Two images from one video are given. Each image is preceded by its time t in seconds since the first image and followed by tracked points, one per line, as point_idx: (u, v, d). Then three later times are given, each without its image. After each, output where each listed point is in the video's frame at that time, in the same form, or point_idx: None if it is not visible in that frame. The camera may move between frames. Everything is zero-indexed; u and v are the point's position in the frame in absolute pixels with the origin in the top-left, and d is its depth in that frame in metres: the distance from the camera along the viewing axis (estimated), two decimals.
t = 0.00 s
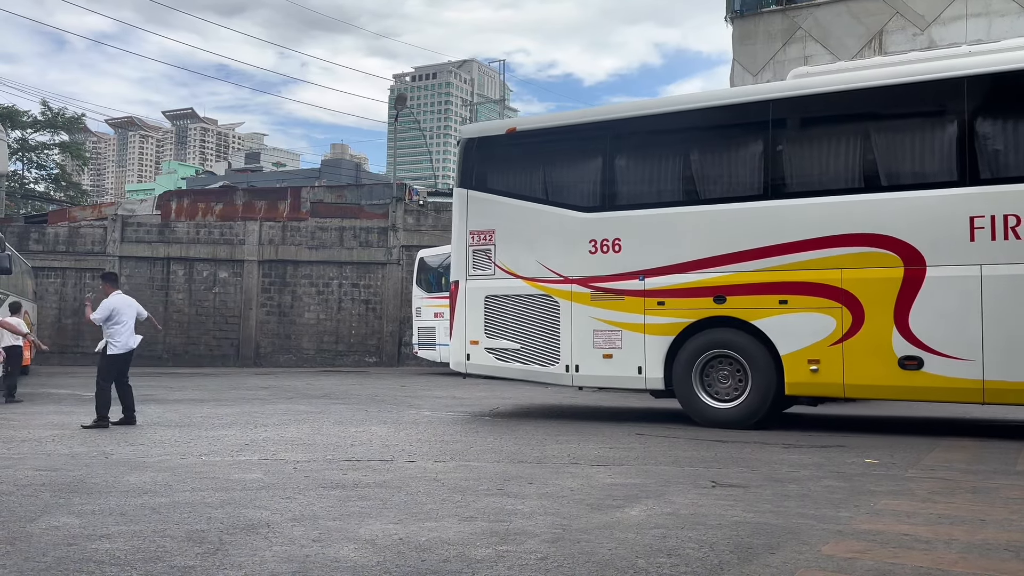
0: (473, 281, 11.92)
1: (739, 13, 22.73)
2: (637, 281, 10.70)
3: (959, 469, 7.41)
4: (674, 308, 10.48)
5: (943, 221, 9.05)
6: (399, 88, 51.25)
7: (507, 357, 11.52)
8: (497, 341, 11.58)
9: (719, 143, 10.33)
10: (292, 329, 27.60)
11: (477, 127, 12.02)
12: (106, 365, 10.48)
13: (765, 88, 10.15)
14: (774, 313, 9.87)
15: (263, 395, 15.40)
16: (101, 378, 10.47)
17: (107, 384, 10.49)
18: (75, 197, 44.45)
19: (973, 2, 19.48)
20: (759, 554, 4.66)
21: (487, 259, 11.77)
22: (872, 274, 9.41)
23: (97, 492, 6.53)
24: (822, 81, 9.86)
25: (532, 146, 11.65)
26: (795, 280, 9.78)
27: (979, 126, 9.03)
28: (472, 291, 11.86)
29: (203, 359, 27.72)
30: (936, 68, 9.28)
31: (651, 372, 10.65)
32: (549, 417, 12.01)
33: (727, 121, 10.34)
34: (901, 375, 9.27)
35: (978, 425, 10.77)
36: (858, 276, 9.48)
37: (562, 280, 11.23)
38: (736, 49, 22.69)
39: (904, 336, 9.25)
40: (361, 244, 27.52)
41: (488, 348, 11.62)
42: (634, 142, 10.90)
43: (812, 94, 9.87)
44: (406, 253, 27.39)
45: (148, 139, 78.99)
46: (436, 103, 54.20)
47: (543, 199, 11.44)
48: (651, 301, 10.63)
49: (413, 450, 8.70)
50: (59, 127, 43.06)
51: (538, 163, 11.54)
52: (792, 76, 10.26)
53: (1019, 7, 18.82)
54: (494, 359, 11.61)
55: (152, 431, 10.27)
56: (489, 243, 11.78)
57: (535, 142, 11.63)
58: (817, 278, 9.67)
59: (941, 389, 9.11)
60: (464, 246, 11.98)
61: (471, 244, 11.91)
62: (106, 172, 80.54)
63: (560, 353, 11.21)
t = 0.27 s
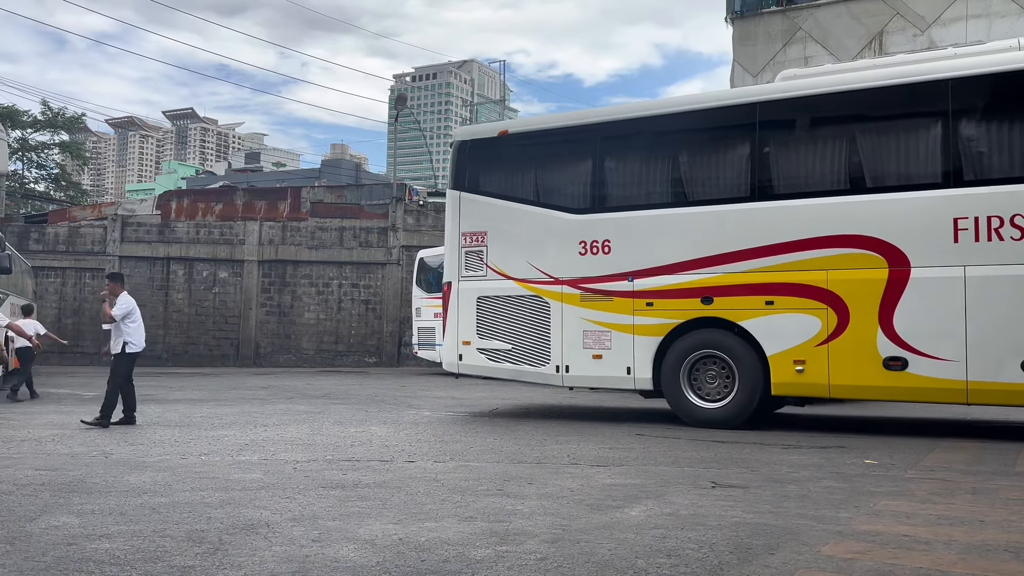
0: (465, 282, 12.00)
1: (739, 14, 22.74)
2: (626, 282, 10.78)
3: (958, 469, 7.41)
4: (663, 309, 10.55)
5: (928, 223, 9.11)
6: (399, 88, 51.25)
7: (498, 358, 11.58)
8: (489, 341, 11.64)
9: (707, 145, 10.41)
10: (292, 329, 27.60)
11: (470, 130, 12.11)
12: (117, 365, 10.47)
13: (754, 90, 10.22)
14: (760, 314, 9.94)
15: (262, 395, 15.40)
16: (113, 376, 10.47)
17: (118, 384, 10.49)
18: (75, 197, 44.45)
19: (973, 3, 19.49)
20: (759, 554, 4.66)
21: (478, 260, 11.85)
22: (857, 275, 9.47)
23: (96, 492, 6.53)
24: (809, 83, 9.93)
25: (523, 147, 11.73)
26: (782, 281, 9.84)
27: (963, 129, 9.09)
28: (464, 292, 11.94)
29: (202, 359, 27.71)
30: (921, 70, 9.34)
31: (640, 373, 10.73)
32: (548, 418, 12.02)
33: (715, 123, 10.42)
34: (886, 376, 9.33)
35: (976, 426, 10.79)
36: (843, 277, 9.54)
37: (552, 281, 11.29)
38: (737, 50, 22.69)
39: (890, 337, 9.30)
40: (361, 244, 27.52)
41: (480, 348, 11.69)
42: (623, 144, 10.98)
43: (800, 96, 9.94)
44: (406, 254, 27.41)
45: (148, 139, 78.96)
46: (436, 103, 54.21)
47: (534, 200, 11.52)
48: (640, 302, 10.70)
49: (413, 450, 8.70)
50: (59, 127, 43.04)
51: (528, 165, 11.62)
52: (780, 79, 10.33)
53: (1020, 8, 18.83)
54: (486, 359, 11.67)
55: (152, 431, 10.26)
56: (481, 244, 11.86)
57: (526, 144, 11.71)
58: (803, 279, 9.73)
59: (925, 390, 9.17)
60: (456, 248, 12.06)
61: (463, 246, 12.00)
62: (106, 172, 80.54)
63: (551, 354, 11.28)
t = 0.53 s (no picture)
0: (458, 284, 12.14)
1: (739, 14, 22.74)
2: (617, 284, 10.88)
3: (958, 471, 7.41)
4: (653, 311, 10.65)
5: (914, 225, 9.16)
6: (399, 88, 51.25)
7: (491, 360, 11.69)
8: (482, 343, 11.75)
9: (697, 147, 10.51)
10: (292, 329, 27.60)
11: (464, 132, 12.26)
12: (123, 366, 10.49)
13: (744, 92, 10.29)
14: (749, 316, 10.04)
15: (262, 395, 15.40)
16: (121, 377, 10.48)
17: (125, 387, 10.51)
18: (75, 196, 44.44)
19: (973, 4, 19.49)
20: (759, 555, 4.67)
21: (472, 262, 11.98)
22: (844, 277, 9.54)
23: (96, 491, 6.54)
24: (798, 85, 10.00)
25: (516, 150, 11.86)
26: (770, 283, 9.93)
27: (950, 131, 9.13)
28: (457, 294, 12.08)
29: (202, 359, 27.70)
30: (908, 72, 9.38)
31: (630, 374, 10.84)
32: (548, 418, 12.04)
33: (705, 126, 10.52)
34: (873, 377, 9.38)
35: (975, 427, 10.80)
36: (830, 279, 9.61)
37: (544, 283, 11.42)
38: (737, 50, 22.70)
39: (877, 338, 9.36)
40: (361, 244, 27.53)
41: (473, 350, 11.79)
42: (614, 147, 11.11)
43: (788, 99, 10.03)
44: (406, 254, 27.43)
45: (148, 139, 78.96)
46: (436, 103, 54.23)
47: (526, 203, 11.65)
48: (631, 303, 10.81)
49: (413, 450, 8.70)
50: (59, 127, 43.05)
51: (522, 167, 11.74)
52: (770, 81, 10.40)
53: (1021, 9, 18.83)
54: (479, 361, 11.78)
55: (152, 431, 10.27)
56: (474, 247, 12.00)
57: (519, 146, 11.84)
58: (791, 281, 9.81)
59: (912, 391, 9.21)
60: (450, 251, 12.20)
61: (456, 248, 12.14)
62: (106, 172, 80.55)
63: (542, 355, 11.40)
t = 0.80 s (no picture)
0: (453, 284, 12.32)
1: (739, 14, 22.74)
2: (608, 284, 11.02)
3: (958, 471, 7.41)
4: (644, 311, 10.77)
5: (901, 226, 9.21)
6: (400, 88, 51.26)
7: (484, 359, 11.88)
8: (476, 342, 11.94)
9: (687, 149, 10.63)
10: (292, 329, 27.60)
11: (460, 133, 12.44)
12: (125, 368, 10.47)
13: (733, 94, 10.41)
14: (737, 316, 10.13)
15: (262, 395, 15.40)
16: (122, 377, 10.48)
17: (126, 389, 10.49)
18: (76, 195, 44.43)
19: (974, 5, 19.50)
20: (758, 555, 4.67)
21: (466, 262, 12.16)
22: (832, 278, 9.60)
23: (96, 491, 6.54)
24: (787, 86, 10.07)
25: (510, 151, 12.02)
26: (758, 284, 10.02)
27: (938, 132, 9.17)
28: (452, 294, 12.26)
29: (202, 358, 27.69)
30: (896, 74, 9.43)
31: (621, 373, 10.97)
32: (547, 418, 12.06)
33: (695, 127, 10.63)
34: (861, 377, 9.45)
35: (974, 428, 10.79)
36: (818, 280, 9.68)
37: (537, 283, 11.58)
38: (737, 51, 22.70)
39: (864, 339, 9.42)
40: (361, 244, 27.54)
41: (466, 349, 11.99)
42: (606, 148, 11.25)
43: (776, 100, 10.13)
44: (406, 254, 27.44)
45: (148, 138, 78.96)
46: (436, 103, 54.22)
47: (520, 204, 11.81)
48: (621, 303, 10.93)
49: (413, 450, 8.71)
50: (60, 126, 43.05)
51: (515, 169, 11.90)
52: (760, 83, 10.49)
53: (1021, 10, 18.83)
54: (472, 360, 11.97)
55: (152, 430, 10.27)
56: (468, 247, 12.18)
57: (513, 148, 12.00)
58: (779, 282, 9.89)
59: (899, 391, 9.26)
60: (446, 251, 12.40)
61: (451, 248, 12.34)
62: (107, 172, 80.53)
63: (535, 355, 11.57)
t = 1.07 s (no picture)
0: (447, 283, 12.39)
1: (740, 15, 22.74)
2: (598, 284, 11.10)
3: (957, 472, 7.41)
4: (633, 311, 10.86)
5: (887, 227, 9.28)
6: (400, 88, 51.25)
7: (477, 358, 11.93)
8: (468, 341, 12.00)
9: (676, 150, 10.71)
10: (292, 329, 27.61)
11: (453, 134, 12.52)
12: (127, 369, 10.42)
13: (722, 96, 10.49)
14: (725, 316, 10.22)
15: (262, 394, 15.40)
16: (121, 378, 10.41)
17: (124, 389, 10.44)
18: (76, 195, 44.42)
19: (974, 5, 19.50)
20: (758, 556, 4.67)
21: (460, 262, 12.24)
22: (819, 278, 9.67)
23: (97, 490, 6.54)
24: (774, 88, 10.14)
25: (502, 152, 12.10)
26: (745, 284, 10.09)
27: (923, 133, 9.23)
28: (446, 294, 12.32)
29: (203, 358, 27.69)
30: (884, 75, 9.49)
31: (611, 373, 11.06)
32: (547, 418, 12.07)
33: (684, 128, 10.71)
34: (846, 377, 9.53)
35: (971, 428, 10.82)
36: (804, 280, 9.75)
37: (529, 283, 11.64)
38: (737, 51, 22.70)
39: (850, 339, 9.49)
40: (362, 244, 27.55)
41: (459, 348, 12.06)
42: (597, 149, 11.34)
43: (764, 102, 10.21)
44: (406, 254, 27.44)
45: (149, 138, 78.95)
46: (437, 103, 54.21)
47: (512, 204, 11.89)
48: (612, 303, 11.02)
49: (413, 450, 8.71)
50: (60, 126, 43.04)
51: (507, 169, 11.98)
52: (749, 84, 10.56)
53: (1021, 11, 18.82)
54: (465, 359, 12.03)
55: (152, 430, 10.26)
56: (461, 247, 12.25)
57: (505, 148, 12.08)
58: (766, 282, 9.97)
59: (883, 390, 9.35)
60: (439, 250, 12.46)
61: (444, 248, 12.40)
62: (107, 171, 80.53)
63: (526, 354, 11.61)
